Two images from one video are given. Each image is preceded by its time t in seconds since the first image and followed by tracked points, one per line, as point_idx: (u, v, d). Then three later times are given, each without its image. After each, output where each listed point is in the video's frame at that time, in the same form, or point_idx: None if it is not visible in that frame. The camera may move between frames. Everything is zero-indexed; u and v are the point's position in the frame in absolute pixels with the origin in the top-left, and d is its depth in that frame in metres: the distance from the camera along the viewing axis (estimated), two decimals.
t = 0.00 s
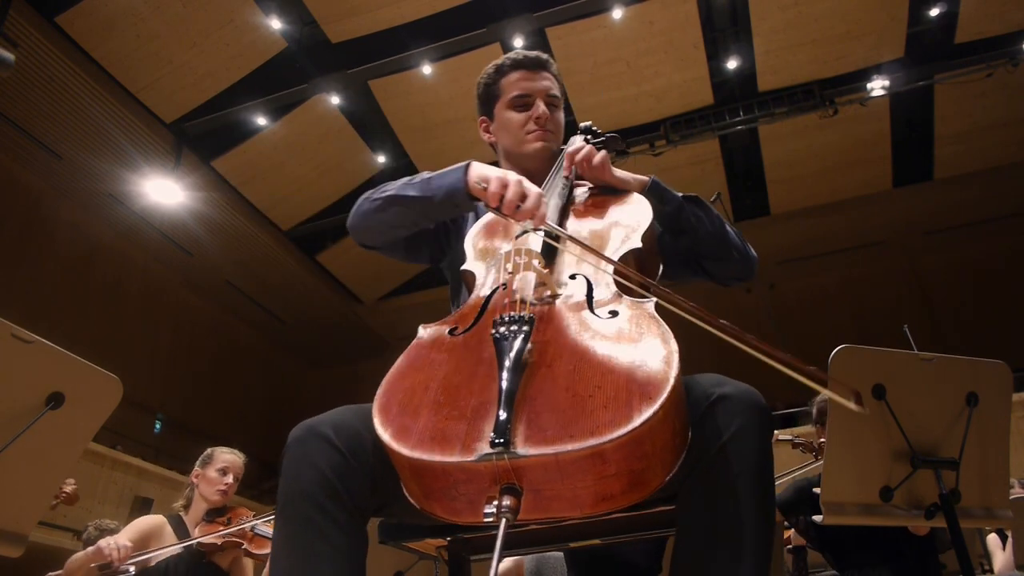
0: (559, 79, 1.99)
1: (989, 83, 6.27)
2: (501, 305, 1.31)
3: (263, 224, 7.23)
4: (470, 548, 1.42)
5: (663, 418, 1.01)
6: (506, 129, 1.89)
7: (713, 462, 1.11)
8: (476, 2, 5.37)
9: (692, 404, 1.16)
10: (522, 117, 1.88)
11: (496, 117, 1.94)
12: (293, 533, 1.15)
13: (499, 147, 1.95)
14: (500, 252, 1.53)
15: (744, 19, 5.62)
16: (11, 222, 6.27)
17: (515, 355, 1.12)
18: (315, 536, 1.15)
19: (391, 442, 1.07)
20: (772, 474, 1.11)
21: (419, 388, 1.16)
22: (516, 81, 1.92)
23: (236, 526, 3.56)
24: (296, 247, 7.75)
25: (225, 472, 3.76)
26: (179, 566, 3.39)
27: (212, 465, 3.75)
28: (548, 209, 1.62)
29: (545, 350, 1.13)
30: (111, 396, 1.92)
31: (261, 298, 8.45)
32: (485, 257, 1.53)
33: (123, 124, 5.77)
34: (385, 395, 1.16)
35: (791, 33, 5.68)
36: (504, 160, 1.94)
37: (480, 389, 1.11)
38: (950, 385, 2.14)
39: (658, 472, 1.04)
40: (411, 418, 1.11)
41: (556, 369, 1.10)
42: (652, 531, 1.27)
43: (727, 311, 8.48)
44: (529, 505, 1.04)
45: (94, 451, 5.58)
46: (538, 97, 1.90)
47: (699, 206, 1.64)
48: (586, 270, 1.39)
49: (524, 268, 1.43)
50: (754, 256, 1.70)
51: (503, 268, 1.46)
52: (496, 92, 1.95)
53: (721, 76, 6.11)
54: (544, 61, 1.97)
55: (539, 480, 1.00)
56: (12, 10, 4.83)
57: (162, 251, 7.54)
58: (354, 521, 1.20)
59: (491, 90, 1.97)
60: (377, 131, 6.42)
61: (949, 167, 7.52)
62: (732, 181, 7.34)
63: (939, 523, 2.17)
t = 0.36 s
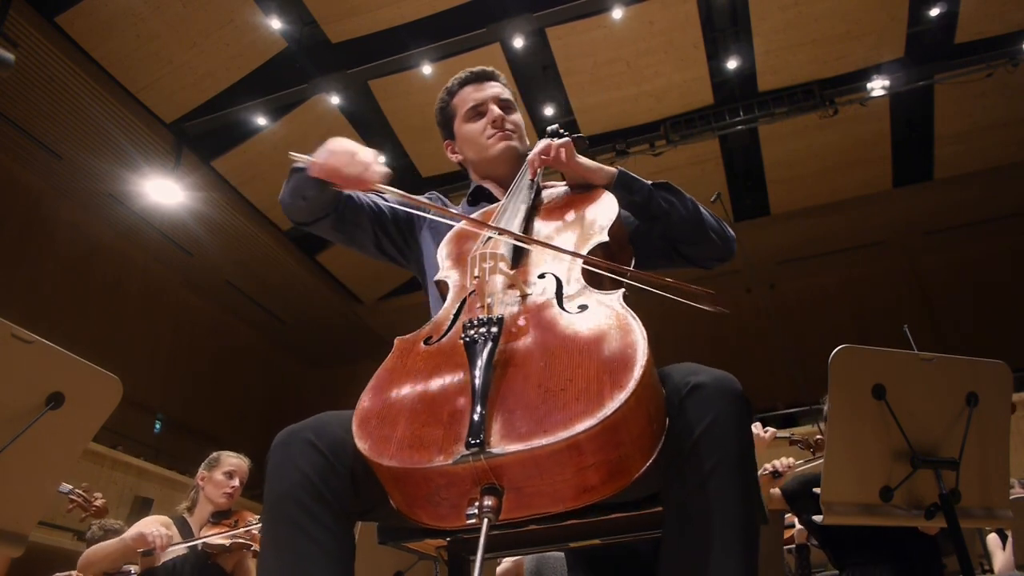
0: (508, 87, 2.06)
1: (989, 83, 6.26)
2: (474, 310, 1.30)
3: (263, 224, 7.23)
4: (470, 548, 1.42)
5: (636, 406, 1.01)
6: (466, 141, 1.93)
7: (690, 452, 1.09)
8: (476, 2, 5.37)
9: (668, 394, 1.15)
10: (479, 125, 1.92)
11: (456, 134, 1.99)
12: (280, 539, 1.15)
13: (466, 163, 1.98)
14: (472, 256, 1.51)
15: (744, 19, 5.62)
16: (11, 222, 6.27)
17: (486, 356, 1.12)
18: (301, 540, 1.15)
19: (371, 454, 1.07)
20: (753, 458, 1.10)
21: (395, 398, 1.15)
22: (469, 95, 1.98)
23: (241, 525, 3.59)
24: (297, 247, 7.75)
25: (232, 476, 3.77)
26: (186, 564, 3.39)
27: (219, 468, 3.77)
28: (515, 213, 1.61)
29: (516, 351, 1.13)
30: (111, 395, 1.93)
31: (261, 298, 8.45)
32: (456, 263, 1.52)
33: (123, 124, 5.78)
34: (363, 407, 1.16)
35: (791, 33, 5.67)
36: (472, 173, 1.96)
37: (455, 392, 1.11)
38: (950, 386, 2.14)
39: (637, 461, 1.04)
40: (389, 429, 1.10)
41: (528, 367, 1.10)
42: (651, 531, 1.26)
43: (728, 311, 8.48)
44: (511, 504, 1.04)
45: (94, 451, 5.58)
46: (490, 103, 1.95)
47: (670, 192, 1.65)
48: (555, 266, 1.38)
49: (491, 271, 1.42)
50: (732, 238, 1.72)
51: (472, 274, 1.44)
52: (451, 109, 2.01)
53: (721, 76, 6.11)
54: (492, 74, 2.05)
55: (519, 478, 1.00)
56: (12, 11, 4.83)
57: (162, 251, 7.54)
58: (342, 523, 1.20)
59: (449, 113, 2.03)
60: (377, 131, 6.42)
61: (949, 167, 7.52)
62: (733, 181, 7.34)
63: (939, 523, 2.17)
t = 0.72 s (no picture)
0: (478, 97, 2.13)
1: (989, 83, 6.25)
2: (466, 310, 1.31)
3: (263, 224, 7.23)
4: (468, 548, 1.42)
5: (627, 400, 1.01)
6: (442, 151, 1.97)
7: (684, 448, 1.09)
8: (476, 2, 5.37)
9: (660, 390, 1.15)
10: (449, 131, 1.97)
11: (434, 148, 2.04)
12: (277, 542, 1.15)
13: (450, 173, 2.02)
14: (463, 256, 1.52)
15: (744, 19, 5.62)
16: (11, 222, 6.27)
17: (476, 356, 1.12)
18: (299, 542, 1.15)
19: (364, 457, 1.07)
20: (747, 451, 1.10)
21: (388, 401, 1.15)
22: (437, 109, 2.05)
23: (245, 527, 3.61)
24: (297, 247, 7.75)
25: (233, 480, 3.78)
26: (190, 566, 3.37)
27: (220, 472, 3.77)
28: (504, 213, 1.62)
29: (507, 350, 1.13)
30: (111, 395, 1.93)
31: (261, 298, 8.45)
32: (445, 264, 1.53)
33: (123, 124, 5.78)
34: (356, 410, 1.16)
35: (790, 33, 5.67)
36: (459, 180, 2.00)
37: (448, 392, 1.11)
38: (949, 385, 2.14)
39: (630, 455, 1.04)
40: (383, 431, 1.10)
41: (519, 365, 1.10)
42: (648, 531, 1.26)
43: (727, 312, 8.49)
44: (506, 502, 1.04)
45: (94, 451, 5.59)
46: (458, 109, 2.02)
47: (657, 186, 1.68)
48: (545, 264, 1.39)
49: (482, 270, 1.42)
50: (718, 231, 1.76)
51: (462, 273, 1.44)
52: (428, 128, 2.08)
53: (721, 76, 6.11)
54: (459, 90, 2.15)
55: (512, 476, 1.00)
56: (12, 10, 4.83)
57: (161, 251, 7.54)
58: (338, 524, 1.20)
59: (426, 132, 2.09)
60: (377, 131, 6.41)
61: (949, 167, 7.51)
62: (733, 180, 7.34)
63: (938, 523, 2.17)
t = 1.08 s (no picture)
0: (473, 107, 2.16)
1: (989, 83, 6.25)
2: (464, 309, 1.30)
3: (263, 224, 7.23)
4: (468, 548, 1.42)
5: (625, 398, 1.01)
6: (437, 157, 2.01)
7: (683, 445, 1.09)
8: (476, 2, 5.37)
9: (658, 387, 1.15)
10: (441, 136, 2.01)
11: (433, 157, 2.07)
12: (278, 542, 1.15)
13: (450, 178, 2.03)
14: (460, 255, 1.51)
15: (744, 19, 5.62)
16: (12, 222, 6.27)
17: (474, 356, 1.12)
18: (299, 542, 1.15)
19: (363, 457, 1.07)
20: (746, 447, 1.09)
21: (386, 401, 1.15)
22: (432, 121, 2.09)
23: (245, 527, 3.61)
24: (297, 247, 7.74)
25: (230, 482, 3.75)
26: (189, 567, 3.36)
27: (216, 474, 3.74)
28: (501, 213, 1.62)
29: (504, 349, 1.13)
30: (112, 395, 1.93)
31: (261, 298, 8.45)
32: (442, 264, 1.53)
33: (123, 124, 5.78)
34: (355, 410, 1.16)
35: (790, 33, 5.67)
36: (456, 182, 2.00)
37: (446, 392, 1.11)
38: (950, 385, 2.14)
39: (628, 453, 1.03)
40: (381, 432, 1.10)
41: (516, 364, 1.10)
42: (648, 531, 1.25)
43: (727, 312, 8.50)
44: (505, 501, 1.04)
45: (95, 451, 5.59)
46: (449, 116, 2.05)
47: (653, 178, 1.67)
48: (543, 262, 1.38)
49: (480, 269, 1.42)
50: (718, 220, 1.74)
51: (460, 272, 1.44)
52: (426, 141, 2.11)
53: (721, 76, 6.11)
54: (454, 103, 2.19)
55: (511, 475, 1.00)
56: (12, 11, 4.83)
57: (161, 251, 7.55)
58: (338, 524, 1.20)
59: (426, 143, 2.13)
60: (377, 131, 6.42)
61: (949, 167, 7.51)
62: (733, 180, 7.34)
63: (939, 523, 2.16)
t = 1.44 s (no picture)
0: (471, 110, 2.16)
1: (989, 83, 6.24)
2: (463, 308, 1.30)
3: (263, 224, 7.24)
4: (468, 547, 1.42)
5: (625, 396, 1.01)
6: (436, 164, 2.02)
7: (682, 443, 1.09)
8: (476, 2, 5.37)
9: (657, 385, 1.15)
10: (437, 144, 2.01)
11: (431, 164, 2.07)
12: (275, 542, 1.14)
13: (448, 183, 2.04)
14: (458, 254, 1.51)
15: (744, 19, 5.62)
16: (12, 222, 6.27)
17: (473, 355, 1.12)
18: (295, 541, 1.15)
19: (362, 456, 1.07)
20: (745, 445, 1.09)
21: (386, 401, 1.15)
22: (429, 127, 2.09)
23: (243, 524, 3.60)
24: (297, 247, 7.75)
25: (224, 481, 3.74)
26: (188, 566, 3.35)
27: (210, 475, 3.72)
28: (499, 215, 1.62)
29: (504, 347, 1.13)
30: (112, 395, 1.93)
31: (260, 297, 8.45)
32: (441, 264, 1.53)
33: (123, 124, 5.78)
34: (354, 409, 1.16)
35: (790, 33, 5.67)
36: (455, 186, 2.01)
37: (445, 392, 1.11)
38: (950, 386, 2.14)
39: (627, 452, 1.03)
40: (380, 431, 1.10)
41: (516, 362, 1.10)
42: (647, 529, 1.25)
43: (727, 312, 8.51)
44: (504, 500, 1.04)
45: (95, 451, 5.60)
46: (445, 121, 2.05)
47: (647, 174, 1.64)
48: (542, 262, 1.38)
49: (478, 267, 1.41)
50: (714, 216, 1.72)
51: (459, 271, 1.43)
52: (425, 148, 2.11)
53: (721, 76, 6.11)
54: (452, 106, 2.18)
55: (511, 473, 1.00)
56: (12, 10, 4.83)
57: (161, 251, 7.55)
58: (336, 523, 1.20)
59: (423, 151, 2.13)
60: (377, 131, 6.42)
61: (948, 167, 7.51)
62: (733, 181, 7.34)
63: (939, 523, 2.16)
